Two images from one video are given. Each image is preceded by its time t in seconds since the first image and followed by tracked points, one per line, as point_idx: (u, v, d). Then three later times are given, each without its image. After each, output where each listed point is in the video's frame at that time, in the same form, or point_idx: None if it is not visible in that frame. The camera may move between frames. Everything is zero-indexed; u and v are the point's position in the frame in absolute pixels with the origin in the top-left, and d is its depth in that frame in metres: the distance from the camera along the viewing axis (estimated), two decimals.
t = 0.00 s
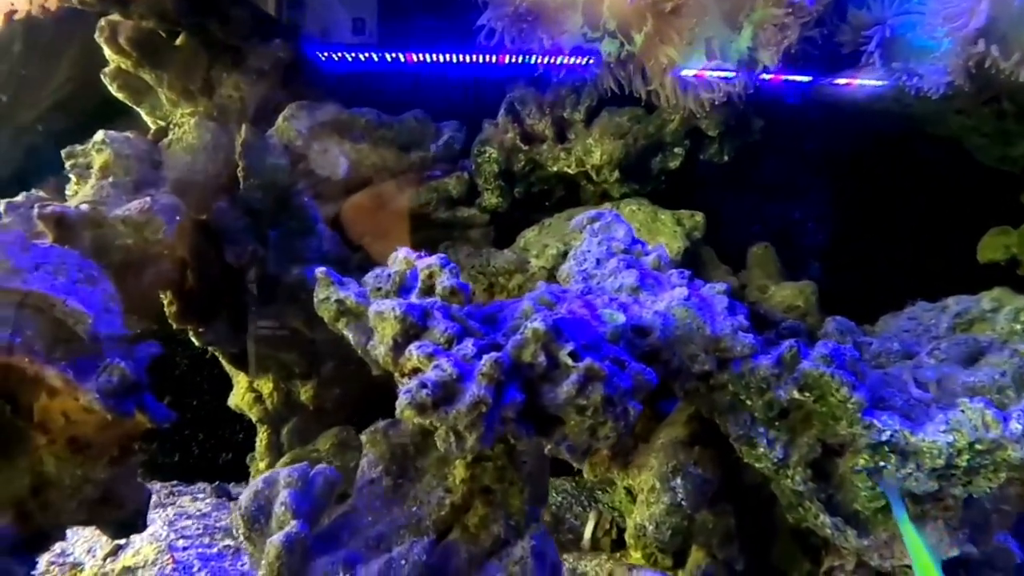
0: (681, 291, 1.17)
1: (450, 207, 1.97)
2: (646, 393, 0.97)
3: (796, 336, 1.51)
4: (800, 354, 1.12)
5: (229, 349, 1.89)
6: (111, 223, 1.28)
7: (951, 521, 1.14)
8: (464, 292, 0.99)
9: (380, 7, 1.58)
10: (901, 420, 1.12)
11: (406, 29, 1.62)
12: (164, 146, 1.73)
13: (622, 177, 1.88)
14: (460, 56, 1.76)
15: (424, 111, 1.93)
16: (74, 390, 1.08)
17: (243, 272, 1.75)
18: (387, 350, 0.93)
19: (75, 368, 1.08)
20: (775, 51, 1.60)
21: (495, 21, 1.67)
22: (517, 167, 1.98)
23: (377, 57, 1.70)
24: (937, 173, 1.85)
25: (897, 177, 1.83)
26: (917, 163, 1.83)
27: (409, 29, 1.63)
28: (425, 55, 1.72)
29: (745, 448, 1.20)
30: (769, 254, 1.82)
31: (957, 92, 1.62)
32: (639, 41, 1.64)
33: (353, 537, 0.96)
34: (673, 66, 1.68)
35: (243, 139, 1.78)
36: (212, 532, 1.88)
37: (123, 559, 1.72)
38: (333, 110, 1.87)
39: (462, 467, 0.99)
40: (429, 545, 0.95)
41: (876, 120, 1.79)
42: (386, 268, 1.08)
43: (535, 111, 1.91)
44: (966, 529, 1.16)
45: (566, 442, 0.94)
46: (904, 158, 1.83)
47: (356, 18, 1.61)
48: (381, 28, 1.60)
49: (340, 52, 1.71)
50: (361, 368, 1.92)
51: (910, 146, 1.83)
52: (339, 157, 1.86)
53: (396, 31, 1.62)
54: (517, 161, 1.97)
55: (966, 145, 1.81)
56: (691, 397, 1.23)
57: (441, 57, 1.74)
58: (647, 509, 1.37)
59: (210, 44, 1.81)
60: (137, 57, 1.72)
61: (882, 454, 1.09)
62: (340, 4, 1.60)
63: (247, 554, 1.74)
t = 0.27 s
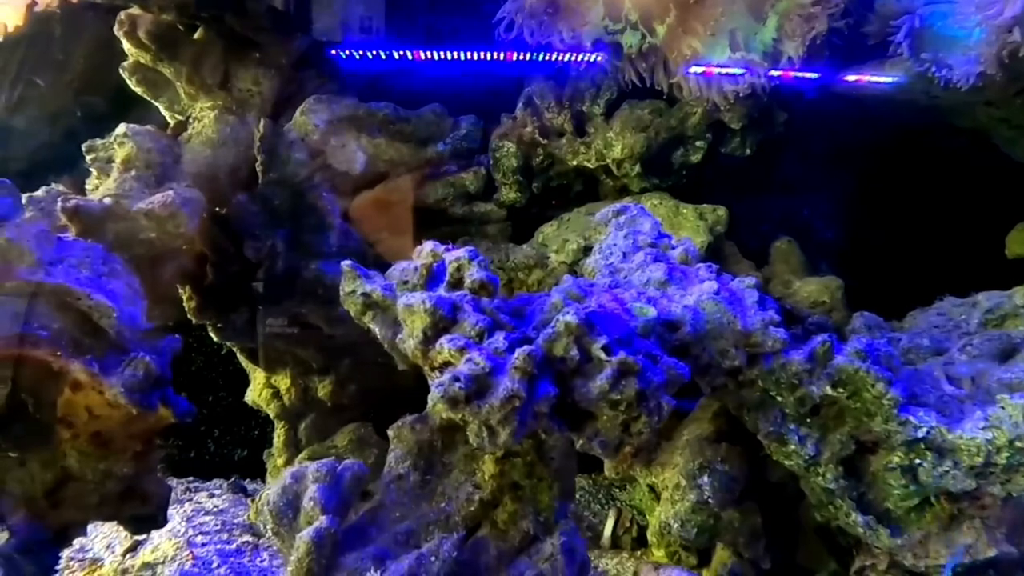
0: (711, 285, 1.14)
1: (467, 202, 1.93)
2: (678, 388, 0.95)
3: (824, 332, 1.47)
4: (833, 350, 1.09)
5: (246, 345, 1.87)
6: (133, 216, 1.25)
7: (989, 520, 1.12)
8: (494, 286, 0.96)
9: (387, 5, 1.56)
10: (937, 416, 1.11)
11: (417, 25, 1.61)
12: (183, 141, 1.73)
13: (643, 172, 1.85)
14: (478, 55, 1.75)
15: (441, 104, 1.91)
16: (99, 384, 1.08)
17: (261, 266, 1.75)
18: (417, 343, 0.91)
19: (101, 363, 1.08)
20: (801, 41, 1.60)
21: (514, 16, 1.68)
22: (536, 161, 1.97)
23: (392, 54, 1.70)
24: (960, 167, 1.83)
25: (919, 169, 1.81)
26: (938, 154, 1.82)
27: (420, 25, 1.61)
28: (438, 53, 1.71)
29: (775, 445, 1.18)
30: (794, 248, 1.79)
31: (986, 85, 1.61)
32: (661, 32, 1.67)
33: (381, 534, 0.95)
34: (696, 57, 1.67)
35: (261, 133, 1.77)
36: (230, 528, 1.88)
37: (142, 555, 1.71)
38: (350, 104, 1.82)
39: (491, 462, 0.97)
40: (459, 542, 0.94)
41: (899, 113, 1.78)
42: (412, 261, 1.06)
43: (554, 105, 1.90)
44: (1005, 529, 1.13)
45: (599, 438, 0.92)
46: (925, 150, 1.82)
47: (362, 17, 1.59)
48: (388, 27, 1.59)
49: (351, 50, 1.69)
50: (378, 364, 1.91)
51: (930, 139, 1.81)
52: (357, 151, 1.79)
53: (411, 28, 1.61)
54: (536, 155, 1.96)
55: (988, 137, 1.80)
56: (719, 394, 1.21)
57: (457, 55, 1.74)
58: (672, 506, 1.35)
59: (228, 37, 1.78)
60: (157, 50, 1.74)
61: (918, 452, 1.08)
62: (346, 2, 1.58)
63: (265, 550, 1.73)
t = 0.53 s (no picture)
0: (727, 285, 1.13)
1: (478, 203, 1.92)
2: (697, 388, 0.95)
3: (839, 333, 1.46)
4: (851, 350, 1.09)
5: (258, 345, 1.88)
6: (151, 216, 1.26)
7: (1009, 522, 1.11)
8: (511, 286, 0.96)
9: (391, 5, 1.54)
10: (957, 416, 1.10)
11: (428, 26, 1.60)
12: (198, 142, 1.74)
13: (655, 172, 1.85)
14: (488, 56, 1.74)
15: (453, 105, 1.89)
16: (118, 384, 1.08)
17: (273, 267, 1.75)
18: (436, 342, 0.91)
19: (119, 363, 1.08)
20: (813, 40, 1.59)
21: (525, 16, 1.66)
22: (547, 161, 1.97)
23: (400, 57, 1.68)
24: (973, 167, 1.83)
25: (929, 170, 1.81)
26: (949, 155, 1.82)
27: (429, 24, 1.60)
28: (445, 55, 1.69)
29: (792, 446, 1.17)
30: (807, 248, 1.79)
31: (999, 85, 1.60)
32: (674, 31, 1.65)
33: (400, 534, 0.95)
34: (710, 57, 1.67)
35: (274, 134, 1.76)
36: (242, 528, 1.89)
37: (156, 554, 1.71)
38: (362, 105, 1.83)
39: (509, 462, 0.97)
40: (478, 541, 0.94)
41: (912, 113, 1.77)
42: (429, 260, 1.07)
43: (565, 106, 1.90)
44: None
45: (617, 438, 0.92)
46: (935, 151, 1.82)
47: (366, 19, 1.58)
48: (393, 28, 1.57)
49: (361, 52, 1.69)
50: (389, 365, 1.91)
51: (942, 139, 1.81)
52: (368, 152, 1.79)
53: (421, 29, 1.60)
54: (547, 155, 1.97)
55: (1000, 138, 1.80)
56: (735, 395, 1.20)
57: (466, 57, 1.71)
58: (686, 507, 1.34)
59: (240, 37, 1.78)
60: (170, 51, 1.74)
61: (937, 452, 1.08)
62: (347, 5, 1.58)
63: (278, 550, 1.74)
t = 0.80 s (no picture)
0: (747, 288, 1.14)
1: (490, 206, 1.96)
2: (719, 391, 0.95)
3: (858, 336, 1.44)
4: (871, 354, 1.09)
5: (274, 347, 1.89)
6: (173, 220, 1.27)
7: None
8: (533, 289, 0.97)
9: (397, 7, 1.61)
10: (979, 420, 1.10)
11: (450, 27, 1.65)
12: (216, 146, 1.71)
13: (669, 175, 1.86)
14: (505, 60, 1.76)
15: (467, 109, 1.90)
16: (142, 385, 1.08)
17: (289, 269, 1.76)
18: (459, 346, 0.92)
19: (144, 365, 1.08)
20: (828, 44, 1.59)
21: (539, 20, 1.69)
22: (560, 164, 1.97)
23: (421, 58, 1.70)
24: (990, 173, 1.76)
25: (947, 174, 1.77)
26: (970, 159, 1.76)
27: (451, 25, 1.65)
28: (450, 57, 1.71)
29: (812, 449, 1.17)
30: (822, 252, 1.82)
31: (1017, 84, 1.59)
32: (688, 36, 1.64)
33: (423, 536, 0.95)
34: (725, 60, 1.67)
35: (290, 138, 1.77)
36: (257, 530, 1.90)
37: (173, 555, 1.72)
38: (377, 110, 1.84)
39: (532, 464, 0.98)
40: (501, 544, 0.94)
41: (926, 116, 1.72)
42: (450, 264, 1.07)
43: (579, 109, 1.91)
44: None
45: (640, 441, 0.92)
46: (955, 154, 1.76)
47: (373, 21, 1.64)
48: (399, 29, 1.63)
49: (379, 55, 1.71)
50: (404, 368, 1.92)
51: (963, 143, 1.75)
52: (382, 155, 1.81)
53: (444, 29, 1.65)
54: (560, 159, 1.96)
55: None
56: (753, 399, 1.20)
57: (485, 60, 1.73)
58: (703, 510, 1.34)
59: (258, 41, 1.80)
60: (188, 56, 1.75)
61: (958, 456, 1.09)
62: (357, 9, 1.64)
63: (293, 552, 1.75)
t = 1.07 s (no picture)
0: (765, 295, 1.14)
1: (503, 210, 1.97)
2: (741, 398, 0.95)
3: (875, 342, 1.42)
4: (892, 360, 1.11)
5: (289, 351, 1.90)
6: (193, 225, 1.29)
7: None
8: (555, 297, 0.98)
9: (401, 11, 1.60)
10: (999, 426, 1.12)
11: (462, 32, 1.67)
12: (234, 150, 1.76)
13: (683, 179, 1.86)
14: (510, 62, 1.77)
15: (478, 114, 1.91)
16: (166, 391, 1.09)
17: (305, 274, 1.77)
18: (482, 352, 0.92)
19: (167, 371, 1.09)
20: (843, 50, 1.62)
21: (553, 25, 1.71)
22: (572, 169, 1.97)
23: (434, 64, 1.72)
24: (1002, 178, 1.76)
25: (958, 177, 1.77)
26: (982, 163, 1.76)
27: (467, 30, 1.68)
28: (453, 59, 1.72)
29: (831, 456, 1.17)
30: (836, 257, 1.81)
31: None
32: (703, 43, 1.65)
33: (446, 541, 0.96)
34: (740, 65, 1.68)
35: (306, 143, 1.79)
36: (271, 533, 1.92)
37: (189, 558, 1.73)
38: (389, 115, 1.84)
39: (553, 471, 0.98)
40: (524, 550, 0.95)
41: (934, 119, 1.73)
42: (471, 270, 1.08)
43: (592, 113, 1.91)
44: None
45: (663, 448, 0.92)
46: (968, 158, 1.76)
47: (378, 24, 1.63)
48: (404, 32, 1.62)
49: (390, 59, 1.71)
50: (418, 372, 1.93)
51: (975, 147, 1.75)
52: (395, 160, 1.80)
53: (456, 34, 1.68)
54: (573, 163, 1.96)
55: None
56: (771, 406, 1.20)
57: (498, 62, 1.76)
58: (719, 515, 1.34)
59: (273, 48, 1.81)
60: (206, 63, 1.77)
61: (979, 463, 1.10)
62: (360, 10, 1.62)
63: (309, 554, 1.78)
